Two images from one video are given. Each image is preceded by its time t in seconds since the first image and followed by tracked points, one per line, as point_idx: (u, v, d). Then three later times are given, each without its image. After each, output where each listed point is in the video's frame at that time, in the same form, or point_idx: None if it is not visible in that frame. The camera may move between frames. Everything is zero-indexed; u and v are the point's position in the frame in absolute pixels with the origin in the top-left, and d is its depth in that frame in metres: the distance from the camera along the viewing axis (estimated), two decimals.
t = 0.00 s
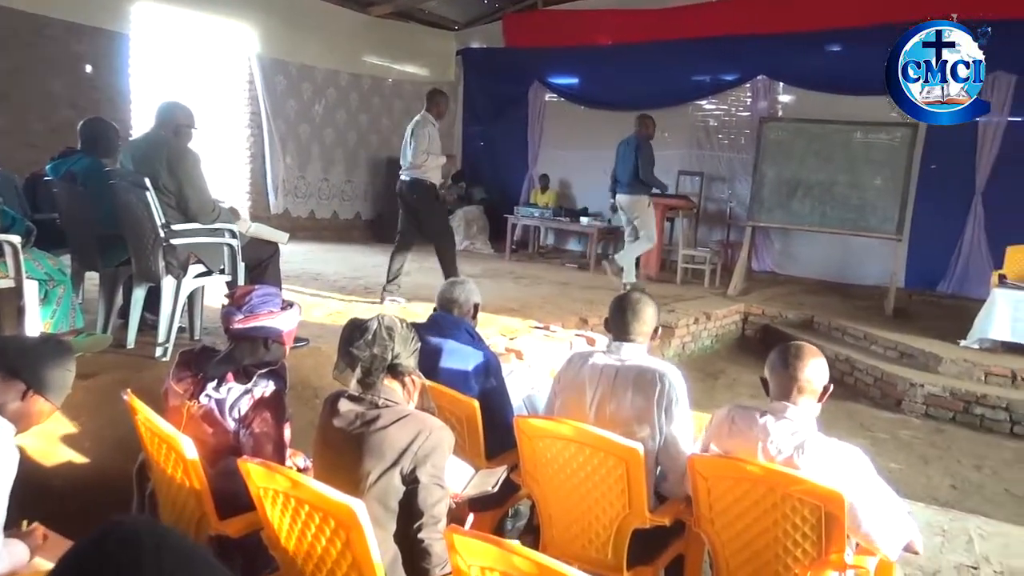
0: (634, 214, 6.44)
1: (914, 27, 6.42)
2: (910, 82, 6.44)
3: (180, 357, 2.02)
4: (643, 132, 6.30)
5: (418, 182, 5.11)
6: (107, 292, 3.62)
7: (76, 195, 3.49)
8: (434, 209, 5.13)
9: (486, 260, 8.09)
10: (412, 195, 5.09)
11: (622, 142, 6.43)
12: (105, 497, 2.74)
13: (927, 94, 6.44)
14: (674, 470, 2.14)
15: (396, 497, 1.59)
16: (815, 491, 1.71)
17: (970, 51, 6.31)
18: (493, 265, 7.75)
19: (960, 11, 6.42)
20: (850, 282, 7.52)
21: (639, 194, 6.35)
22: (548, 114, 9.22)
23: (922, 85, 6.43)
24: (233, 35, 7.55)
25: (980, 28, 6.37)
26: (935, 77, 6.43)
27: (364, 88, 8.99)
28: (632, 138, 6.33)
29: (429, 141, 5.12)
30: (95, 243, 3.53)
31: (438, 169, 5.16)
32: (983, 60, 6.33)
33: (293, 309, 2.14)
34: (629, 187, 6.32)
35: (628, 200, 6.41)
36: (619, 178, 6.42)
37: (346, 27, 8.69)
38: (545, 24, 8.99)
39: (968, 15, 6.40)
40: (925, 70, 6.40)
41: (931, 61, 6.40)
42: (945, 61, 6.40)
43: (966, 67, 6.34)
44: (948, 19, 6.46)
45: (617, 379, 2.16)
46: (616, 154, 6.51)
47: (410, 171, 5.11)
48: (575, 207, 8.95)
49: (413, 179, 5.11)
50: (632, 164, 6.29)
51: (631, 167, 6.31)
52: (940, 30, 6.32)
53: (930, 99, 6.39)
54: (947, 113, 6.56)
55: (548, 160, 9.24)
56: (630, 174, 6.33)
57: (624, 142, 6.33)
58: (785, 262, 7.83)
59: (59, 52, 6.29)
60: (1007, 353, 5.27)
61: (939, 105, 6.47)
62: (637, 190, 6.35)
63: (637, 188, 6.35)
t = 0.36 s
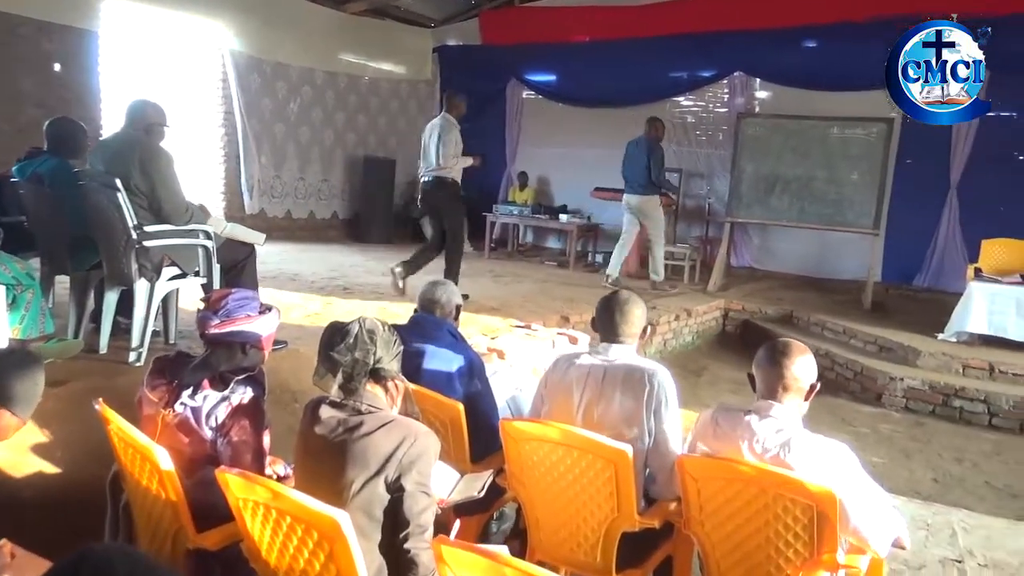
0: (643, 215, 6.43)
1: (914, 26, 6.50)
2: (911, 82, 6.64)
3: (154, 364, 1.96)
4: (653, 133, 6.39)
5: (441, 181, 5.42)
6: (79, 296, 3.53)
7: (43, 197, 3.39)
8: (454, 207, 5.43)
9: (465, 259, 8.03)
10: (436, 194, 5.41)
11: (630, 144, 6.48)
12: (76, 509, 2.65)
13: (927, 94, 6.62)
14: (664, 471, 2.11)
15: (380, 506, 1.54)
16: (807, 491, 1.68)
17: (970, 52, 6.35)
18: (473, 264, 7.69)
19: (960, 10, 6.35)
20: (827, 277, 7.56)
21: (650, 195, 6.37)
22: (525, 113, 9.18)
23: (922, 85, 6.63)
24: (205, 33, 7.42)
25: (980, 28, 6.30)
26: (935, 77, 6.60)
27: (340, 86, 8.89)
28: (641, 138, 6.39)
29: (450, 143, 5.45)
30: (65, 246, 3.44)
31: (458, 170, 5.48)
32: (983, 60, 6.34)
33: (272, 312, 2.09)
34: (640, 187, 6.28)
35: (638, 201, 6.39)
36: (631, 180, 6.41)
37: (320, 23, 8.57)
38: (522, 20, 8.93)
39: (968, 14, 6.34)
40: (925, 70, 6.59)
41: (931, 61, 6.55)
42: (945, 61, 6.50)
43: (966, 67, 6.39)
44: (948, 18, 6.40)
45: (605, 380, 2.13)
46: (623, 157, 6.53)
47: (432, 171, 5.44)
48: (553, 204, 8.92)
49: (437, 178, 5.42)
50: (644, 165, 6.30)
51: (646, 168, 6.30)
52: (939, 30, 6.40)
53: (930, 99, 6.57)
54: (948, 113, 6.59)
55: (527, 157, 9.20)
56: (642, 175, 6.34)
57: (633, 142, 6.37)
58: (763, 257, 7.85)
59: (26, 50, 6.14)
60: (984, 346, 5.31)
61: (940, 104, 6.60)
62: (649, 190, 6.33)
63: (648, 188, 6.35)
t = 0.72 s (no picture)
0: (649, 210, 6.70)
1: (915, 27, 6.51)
2: (911, 82, 6.68)
3: (135, 369, 1.91)
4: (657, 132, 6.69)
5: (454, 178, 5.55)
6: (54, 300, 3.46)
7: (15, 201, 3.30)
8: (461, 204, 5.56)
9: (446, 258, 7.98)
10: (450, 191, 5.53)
11: (633, 142, 6.74)
12: (55, 519, 2.58)
13: (927, 94, 6.66)
14: (657, 469, 2.08)
15: (373, 511, 1.50)
16: (803, 486, 1.67)
17: (970, 52, 6.37)
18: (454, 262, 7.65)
19: (961, 9, 6.33)
20: (808, 271, 7.60)
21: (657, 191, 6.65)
22: (504, 109, 9.15)
23: (922, 85, 6.67)
24: (180, 31, 7.31)
25: (980, 28, 6.30)
26: (935, 77, 6.65)
27: (317, 84, 8.79)
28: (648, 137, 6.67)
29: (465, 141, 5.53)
30: (39, 250, 3.36)
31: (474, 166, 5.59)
32: (983, 60, 6.37)
33: (256, 315, 2.05)
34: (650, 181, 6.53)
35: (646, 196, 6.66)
36: (637, 176, 6.65)
37: (294, 19, 8.45)
38: (501, 16, 8.88)
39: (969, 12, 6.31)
40: (926, 70, 6.63)
41: (931, 61, 6.61)
42: (946, 61, 6.55)
43: (966, 67, 6.43)
44: (948, 19, 6.39)
45: (596, 378, 2.10)
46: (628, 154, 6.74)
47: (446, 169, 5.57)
48: (534, 201, 8.89)
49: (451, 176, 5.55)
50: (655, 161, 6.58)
51: (657, 166, 6.57)
52: (940, 30, 6.45)
53: (930, 99, 6.61)
54: (947, 113, 6.61)
55: (507, 155, 9.16)
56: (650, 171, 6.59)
57: (640, 140, 6.62)
58: (744, 252, 7.88)
59: None
60: (965, 337, 5.35)
61: (940, 105, 6.63)
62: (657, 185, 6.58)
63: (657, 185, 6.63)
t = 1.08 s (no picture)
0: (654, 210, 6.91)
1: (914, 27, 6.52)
2: (911, 82, 6.76)
3: (118, 369, 1.88)
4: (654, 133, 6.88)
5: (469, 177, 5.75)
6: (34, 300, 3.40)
7: None
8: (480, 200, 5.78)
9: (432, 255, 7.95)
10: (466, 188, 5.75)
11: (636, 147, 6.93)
12: (36, 524, 2.54)
13: (927, 94, 6.71)
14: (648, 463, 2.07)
15: (363, 510, 1.48)
16: (795, 480, 1.66)
17: (970, 52, 6.41)
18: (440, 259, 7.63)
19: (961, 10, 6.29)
20: (792, 264, 7.63)
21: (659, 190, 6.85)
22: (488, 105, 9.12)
23: (922, 85, 6.74)
24: (159, 29, 7.23)
25: (981, 28, 6.30)
26: (936, 77, 6.70)
27: (299, 82, 8.73)
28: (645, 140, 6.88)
29: (476, 137, 5.75)
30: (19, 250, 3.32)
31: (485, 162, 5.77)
32: (983, 60, 6.40)
33: (241, 314, 2.00)
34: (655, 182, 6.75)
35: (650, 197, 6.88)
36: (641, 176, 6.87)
37: (276, 16, 8.35)
38: (485, 13, 8.83)
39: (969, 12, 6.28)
40: (926, 70, 6.69)
41: (932, 61, 6.63)
42: (946, 61, 6.57)
43: (966, 67, 6.47)
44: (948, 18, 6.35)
45: (586, 374, 2.09)
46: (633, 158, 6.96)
47: (461, 167, 5.76)
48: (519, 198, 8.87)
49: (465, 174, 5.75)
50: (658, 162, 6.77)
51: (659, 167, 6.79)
52: (940, 30, 6.43)
53: (930, 99, 6.66)
54: (948, 113, 6.62)
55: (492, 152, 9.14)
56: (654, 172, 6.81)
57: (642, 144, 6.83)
58: (729, 246, 7.90)
59: None
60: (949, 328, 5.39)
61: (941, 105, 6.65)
62: (660, 185, 6.83)
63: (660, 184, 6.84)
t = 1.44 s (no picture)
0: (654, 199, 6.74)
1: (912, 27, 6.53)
2: (911, 82, 6.73)
3: (84, 369, 1.84)
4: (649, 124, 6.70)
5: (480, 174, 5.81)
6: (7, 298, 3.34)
7: None
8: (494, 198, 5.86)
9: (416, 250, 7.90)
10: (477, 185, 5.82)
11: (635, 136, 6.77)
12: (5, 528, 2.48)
13: (927, 94, 6.68)
14: (629, 458, 2.05)
15: (334, 511, 1.44)
16: (776, 474, 1.64)
17: (970, 52, 6.43)
18: (423, 254, 7.58)
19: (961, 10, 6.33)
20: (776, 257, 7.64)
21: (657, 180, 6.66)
22: (472, 99, 9.07)
23: (922, 85, 6.71)
24: (137, 23, 7.13)
25: (981, 28, 6.33)
26: (935, 77, 6.68)
27: (280, 76, 8.64)
28: (642, 130, 6.72)
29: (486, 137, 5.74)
30: None
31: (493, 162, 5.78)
32: (984, 60, 6.42)
33: (212, 310, 1.94)
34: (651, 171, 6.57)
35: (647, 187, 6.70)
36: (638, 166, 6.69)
37: (256, 9, 8.26)
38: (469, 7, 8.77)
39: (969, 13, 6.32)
40: (926, 70, 6.68)
41: (932, 61, 6.64)
42: (946, 62, 6.58)
43: (966, 67, 6.48)
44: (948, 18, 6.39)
45: (566, 369, 2.07)
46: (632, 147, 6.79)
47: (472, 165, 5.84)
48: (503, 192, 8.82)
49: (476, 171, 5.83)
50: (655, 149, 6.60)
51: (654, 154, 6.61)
52: (940, 30, 6.45)
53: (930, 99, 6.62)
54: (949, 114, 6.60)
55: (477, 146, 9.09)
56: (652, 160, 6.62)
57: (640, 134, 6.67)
58: (714, 240, 7.89)
59: None
60: (931, 319, 5.40)
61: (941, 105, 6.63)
62: (658, 174, 6.65)
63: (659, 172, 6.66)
